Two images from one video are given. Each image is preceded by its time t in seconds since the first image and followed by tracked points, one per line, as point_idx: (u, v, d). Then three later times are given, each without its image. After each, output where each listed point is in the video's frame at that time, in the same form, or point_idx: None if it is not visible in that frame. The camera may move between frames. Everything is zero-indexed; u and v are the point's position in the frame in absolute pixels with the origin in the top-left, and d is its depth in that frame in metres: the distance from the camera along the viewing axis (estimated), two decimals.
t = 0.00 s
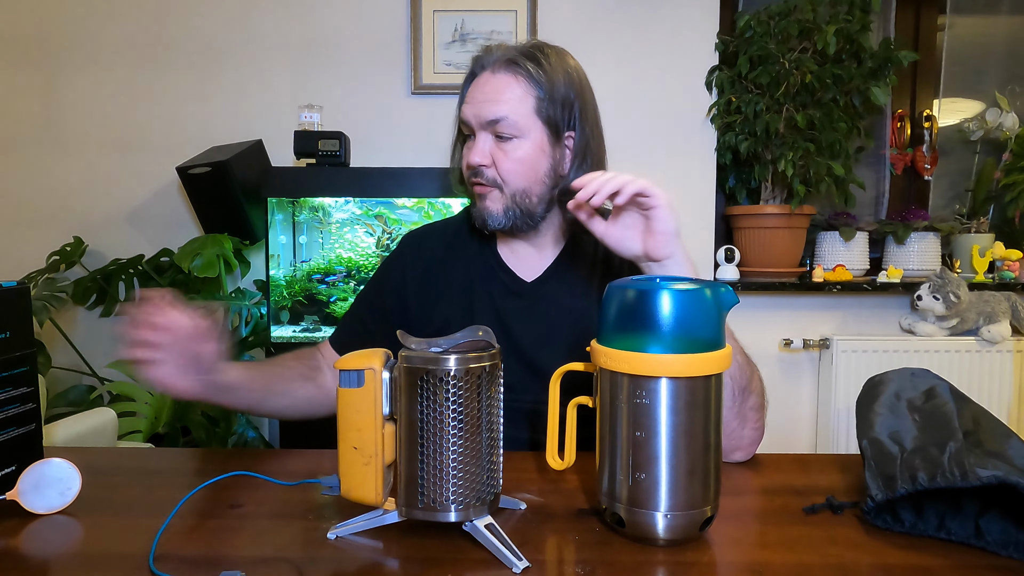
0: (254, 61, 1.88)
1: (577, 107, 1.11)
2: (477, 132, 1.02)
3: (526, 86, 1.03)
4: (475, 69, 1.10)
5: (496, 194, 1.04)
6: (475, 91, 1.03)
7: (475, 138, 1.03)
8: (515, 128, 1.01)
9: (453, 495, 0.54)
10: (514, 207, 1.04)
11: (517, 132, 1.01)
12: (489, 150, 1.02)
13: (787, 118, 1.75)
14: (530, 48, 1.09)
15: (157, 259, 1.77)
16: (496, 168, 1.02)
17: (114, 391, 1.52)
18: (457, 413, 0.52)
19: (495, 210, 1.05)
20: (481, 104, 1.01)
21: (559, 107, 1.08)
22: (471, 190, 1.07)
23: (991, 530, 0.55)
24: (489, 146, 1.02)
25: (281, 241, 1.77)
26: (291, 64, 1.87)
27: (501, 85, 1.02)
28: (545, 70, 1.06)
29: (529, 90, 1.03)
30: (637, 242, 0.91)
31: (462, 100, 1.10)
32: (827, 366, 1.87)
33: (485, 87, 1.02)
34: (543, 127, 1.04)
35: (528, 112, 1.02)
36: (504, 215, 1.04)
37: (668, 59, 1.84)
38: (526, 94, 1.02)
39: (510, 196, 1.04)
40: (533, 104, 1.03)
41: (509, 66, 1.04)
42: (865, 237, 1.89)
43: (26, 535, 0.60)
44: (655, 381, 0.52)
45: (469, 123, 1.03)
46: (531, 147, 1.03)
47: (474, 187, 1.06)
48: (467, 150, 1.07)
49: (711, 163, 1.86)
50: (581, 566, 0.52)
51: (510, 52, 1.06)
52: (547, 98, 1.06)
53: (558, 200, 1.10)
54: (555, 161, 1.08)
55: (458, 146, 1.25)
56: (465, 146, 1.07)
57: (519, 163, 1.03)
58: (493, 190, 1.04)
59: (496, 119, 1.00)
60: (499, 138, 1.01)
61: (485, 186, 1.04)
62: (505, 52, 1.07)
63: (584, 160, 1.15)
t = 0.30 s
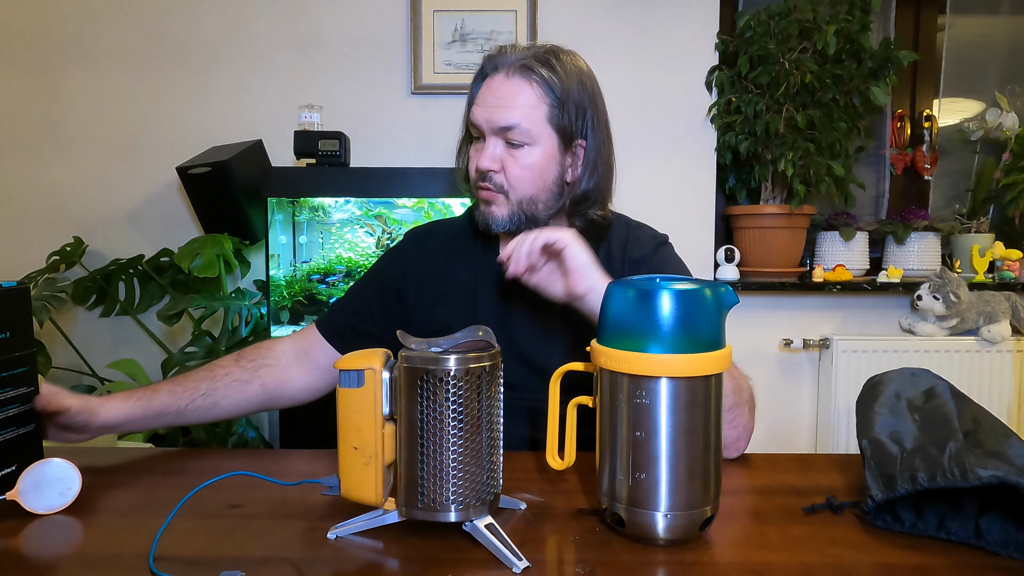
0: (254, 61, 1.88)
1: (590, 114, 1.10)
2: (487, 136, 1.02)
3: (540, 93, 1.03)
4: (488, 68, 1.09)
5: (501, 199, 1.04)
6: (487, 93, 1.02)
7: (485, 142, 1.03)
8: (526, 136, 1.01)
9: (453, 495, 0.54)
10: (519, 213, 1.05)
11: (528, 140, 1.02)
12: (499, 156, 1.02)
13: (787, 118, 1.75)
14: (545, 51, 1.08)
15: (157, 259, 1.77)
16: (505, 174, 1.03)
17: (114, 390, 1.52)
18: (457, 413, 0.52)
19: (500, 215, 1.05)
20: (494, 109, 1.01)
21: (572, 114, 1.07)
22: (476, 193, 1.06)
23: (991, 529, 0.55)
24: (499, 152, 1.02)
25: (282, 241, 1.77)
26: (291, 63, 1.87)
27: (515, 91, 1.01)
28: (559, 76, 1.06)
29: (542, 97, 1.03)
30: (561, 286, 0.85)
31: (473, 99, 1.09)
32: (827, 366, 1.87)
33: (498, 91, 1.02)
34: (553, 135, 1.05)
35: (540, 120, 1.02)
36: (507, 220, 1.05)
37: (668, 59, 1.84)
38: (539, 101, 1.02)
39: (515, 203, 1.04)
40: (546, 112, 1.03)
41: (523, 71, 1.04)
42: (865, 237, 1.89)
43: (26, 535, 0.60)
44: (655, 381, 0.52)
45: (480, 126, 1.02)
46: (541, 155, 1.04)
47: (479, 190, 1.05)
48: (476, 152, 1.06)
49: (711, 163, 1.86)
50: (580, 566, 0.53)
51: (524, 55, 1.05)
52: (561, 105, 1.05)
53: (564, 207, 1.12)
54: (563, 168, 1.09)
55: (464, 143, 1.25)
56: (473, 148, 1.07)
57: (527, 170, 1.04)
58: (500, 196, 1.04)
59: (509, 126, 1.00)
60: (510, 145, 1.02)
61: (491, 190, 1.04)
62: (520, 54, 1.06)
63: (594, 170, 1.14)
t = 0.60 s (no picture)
0: (254, 61, 1.88)
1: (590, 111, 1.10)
2: (485, 137, 1.01)
3: (538, 91, 1.01)
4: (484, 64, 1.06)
5: (503, 201, 1.04)
6: (485, 92, 1.00)
7: (484, 142, 1.02)
8: (527, 136, 1.00)
9: (453, 495, 0.54)
10: (521, 214, 1.05)
11: (528, 140, 1.00)
12: (499, 156, 1.01)
13: (787, 118, 1.75)
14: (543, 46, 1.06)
15: (157, 259, 1.77)
16: (505, 174, 1.02)
17: (114, 391, 1.52)
18: (457, 413, 0.52)
19: (501, 216, 1.05)
20: (492, 109, 0.99)
21: (573, 111, 1.07)
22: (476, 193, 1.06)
23: (991, 529, 0.55)
24: (499, 153, 1.01)
25: (281, 241, 1.76)
26: (291, 63, 1.87)
27: (513, 90, 0.99)
28: (557, 72, 1.04)
29: (541, 95, 1.02)
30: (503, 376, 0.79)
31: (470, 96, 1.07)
32: (827, 366, 1.87)
33: (497, 89, 1.00)
34: (553, 134, 1.04)
35: (539, 119, 1.01)
36: (509, 221, 1.05)
37: (668, 59, 1.84)
38: (538, 99, 1.00)
39: (517, 203, 1.04)
40: (545, 110, 1.02)
41: (521, 67, 1.02)
42: (865, 237, 1.89)
43: (26, 535, 0.60)
44: (655, 381, 0.52)
45: (478, 127, 1.01)
46: (541, 154, 1.03)
47: (479, 191, 1.05)
48: (475, 152, 1.05)
49: (712, 163, 1.86)
50: (580, 566, 0.52)
51: (522, 50, 1.03)
52: (561, 102, 1.04)
53: (565, 205, 1.12)
54: (563, 166, 1.09)
55: (462, 138, 1.23)
56: (472, 147, 1.06)
57: (528, 171, 1.03)
58: (501, 196, 1.03)
59: (508, 126, 0.98)
60: (509, 145, 1.01)
61: (492, 192, 1.04)
62: (518, 50, 1.04)
63: (594, 169, 1.14)
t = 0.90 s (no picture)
0: (255, 61, 1.88)
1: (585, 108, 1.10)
2: (479, 132, 1.02)
3: (531, 87, 1.02)
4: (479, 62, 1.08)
5: (496, 196, 1.04)
6: (479, 88, 1.02)
7: (478, 138, 1.03)
8: (520, 131, 1.01)
9: (453, 495, 0.54)
10: (514, 210, 1.04)
11: (521, 135, 1.01)
12: (492, 151, 1.01)
13: (787, 118, 1.75)
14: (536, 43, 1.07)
15: (157, 259, 1.77)
16: (498, 170, 1.02)
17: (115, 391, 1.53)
18: (457, 413, 0.52)
19: (494, 212, 1.05)
20: (485, 105, 1.00)
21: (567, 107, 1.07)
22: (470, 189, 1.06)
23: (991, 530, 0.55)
24: (492, 149, 1.01)
25: (282, 241, 1.77)
26: (291, 63, 1.87)
27: (506, 85, 1.01)
28: (551, 68, 1.05)
29: (534, 90, 1.03)
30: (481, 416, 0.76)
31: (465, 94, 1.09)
32: (827, 366, 1.87)
33: (490, 85, 1.01)
34: (547, 130, 1.04)
35: (532, 114, 1.01)
36: (502, 218, 1.05)
37: (668, 59, 1.84)
38: (531, 95, 1.01)
39: (510, 199, 1.04)
40: (538, 106, 1.02)
41: (514, 63, 1.03)
42: (865, 237, 1.89)
43: (26, 535, 0.60)
44: (655, 381, 0.52)
45: (472, 122, 1.02)
46: (534, 149, 1.03)
47: (473, 187, 1.05)
48: (469, 149, 1.06)
49: (711, 163, 1.86)
50: (581, 566, 0.52)
51: (515, 47, 1.04)
52: (554, 98, 1.05)
53: (560, 202, 1.11)
54: (558, 163, 1.08)
55: (458, 136, 1.24)
56: (467, 144, 1.06)
57: (521, 167, 1.03)
58: (494, 192, 1.04)
59: (500, 121, 0.99)
60: (502, 140, 1.01)
61: (485, 187, 1.04)
62: (512, 47, 1.06)
63: (590, 164, 1.14)
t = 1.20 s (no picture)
0: (255, 61, 1.88)
1: (587, 102, 1.12)
2: (483, 120, 1.04)
3: (536, 77, 1.04)
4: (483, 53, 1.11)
5: (497, 184, 1.04)
6: (483, 78, 1.04)
7: (481, 125, 1.04)
8: (524, 118, 1.02)
9: (453, 495, 0.54)
10: (515, 199, 1.04)
11: (524, 123, 1.03)
12: (495, 139, 1.03)
13: (787, 118, 1.75)
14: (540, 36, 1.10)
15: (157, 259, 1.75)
16: (501, 158, 1.03)
17: (115, 392, 1.54)
18: (457, 413, 0.52)
19: (494, 201, 1.05)
20: (491, 92, 1.02)
21: (569, 99, 1.09)
22: (472, 178, 1.07)
23: (991, 529, 0.55)
24: (495, 135, 1.03)
25: (282, 241, 1.78)
26: (291, 64, 1.87)
27: (511, 73, 1.03)
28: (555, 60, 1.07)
29: (538, 81, 1.05)
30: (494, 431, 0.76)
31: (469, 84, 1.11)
32: (827, 366, 1.87)
33: (494, 74, 1.03)
34: (550, 120, 1.06)
35: (536, 103, 1.04)
36: (502, 207, 1.05)
37: (668, 59, 1.84)
38: (535, 85, 1.04)
39: (512, 188, 1.04)
40: (542, 95, 1.05)
41: (518, 53, 1.05)
42: (865, 237, 1.89)
43: (26, 535, 0.60)
44: (655, 380, 0.52)
45: (476, 109, 1.04)
46: (537, 138, 1.04)
47: (475, 176, 1.06)
48: (471, 137, 1.07)
49: (712, 163, 1.86)
50: (580, 566, 0.52)
51: (519, 38, 1.07)
52: (557, 90, 1.07)
53: (560, 193, 1.12)
54: (559, 155, 1.10)
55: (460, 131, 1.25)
56: (469, 133, 1.08)
57: (523, 155, 1.04)
58: (496, 180, 1.04)
59: (505, 108, 1.01)
60: (506, 128, 1.03)
61: (487, 175, 1.05)
62: (517, 38, 1.08)
63: (589, 159, 1.15)
